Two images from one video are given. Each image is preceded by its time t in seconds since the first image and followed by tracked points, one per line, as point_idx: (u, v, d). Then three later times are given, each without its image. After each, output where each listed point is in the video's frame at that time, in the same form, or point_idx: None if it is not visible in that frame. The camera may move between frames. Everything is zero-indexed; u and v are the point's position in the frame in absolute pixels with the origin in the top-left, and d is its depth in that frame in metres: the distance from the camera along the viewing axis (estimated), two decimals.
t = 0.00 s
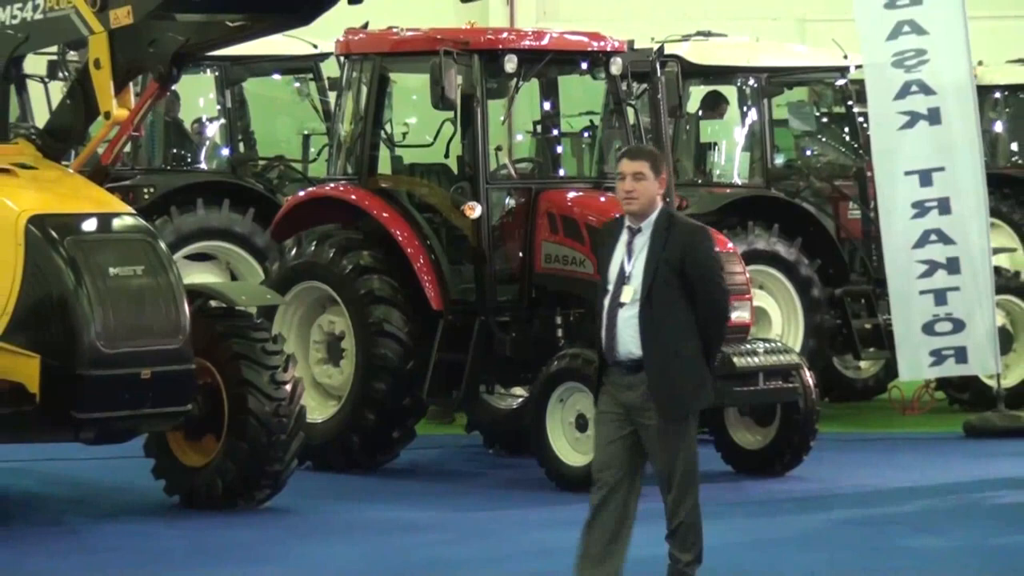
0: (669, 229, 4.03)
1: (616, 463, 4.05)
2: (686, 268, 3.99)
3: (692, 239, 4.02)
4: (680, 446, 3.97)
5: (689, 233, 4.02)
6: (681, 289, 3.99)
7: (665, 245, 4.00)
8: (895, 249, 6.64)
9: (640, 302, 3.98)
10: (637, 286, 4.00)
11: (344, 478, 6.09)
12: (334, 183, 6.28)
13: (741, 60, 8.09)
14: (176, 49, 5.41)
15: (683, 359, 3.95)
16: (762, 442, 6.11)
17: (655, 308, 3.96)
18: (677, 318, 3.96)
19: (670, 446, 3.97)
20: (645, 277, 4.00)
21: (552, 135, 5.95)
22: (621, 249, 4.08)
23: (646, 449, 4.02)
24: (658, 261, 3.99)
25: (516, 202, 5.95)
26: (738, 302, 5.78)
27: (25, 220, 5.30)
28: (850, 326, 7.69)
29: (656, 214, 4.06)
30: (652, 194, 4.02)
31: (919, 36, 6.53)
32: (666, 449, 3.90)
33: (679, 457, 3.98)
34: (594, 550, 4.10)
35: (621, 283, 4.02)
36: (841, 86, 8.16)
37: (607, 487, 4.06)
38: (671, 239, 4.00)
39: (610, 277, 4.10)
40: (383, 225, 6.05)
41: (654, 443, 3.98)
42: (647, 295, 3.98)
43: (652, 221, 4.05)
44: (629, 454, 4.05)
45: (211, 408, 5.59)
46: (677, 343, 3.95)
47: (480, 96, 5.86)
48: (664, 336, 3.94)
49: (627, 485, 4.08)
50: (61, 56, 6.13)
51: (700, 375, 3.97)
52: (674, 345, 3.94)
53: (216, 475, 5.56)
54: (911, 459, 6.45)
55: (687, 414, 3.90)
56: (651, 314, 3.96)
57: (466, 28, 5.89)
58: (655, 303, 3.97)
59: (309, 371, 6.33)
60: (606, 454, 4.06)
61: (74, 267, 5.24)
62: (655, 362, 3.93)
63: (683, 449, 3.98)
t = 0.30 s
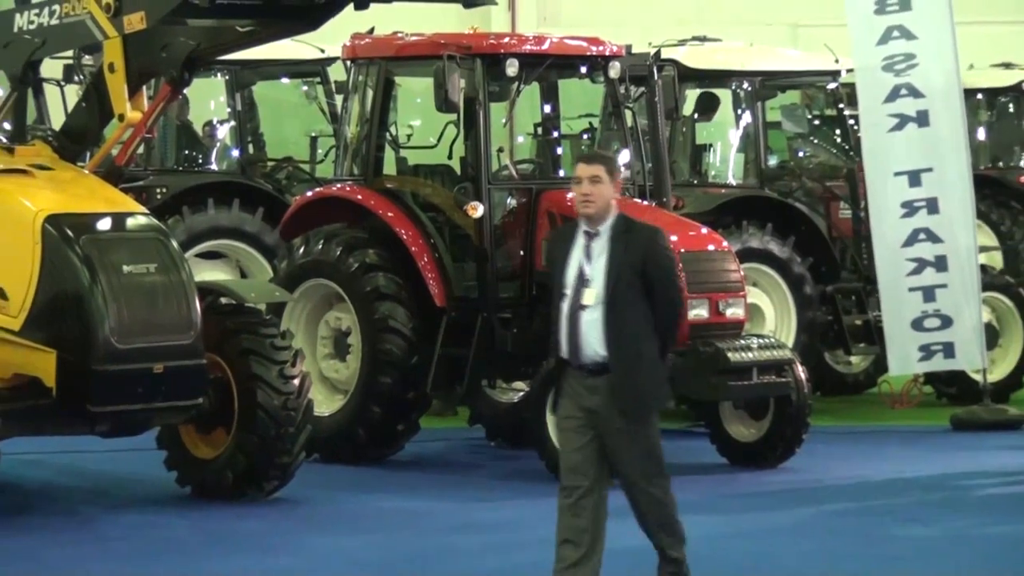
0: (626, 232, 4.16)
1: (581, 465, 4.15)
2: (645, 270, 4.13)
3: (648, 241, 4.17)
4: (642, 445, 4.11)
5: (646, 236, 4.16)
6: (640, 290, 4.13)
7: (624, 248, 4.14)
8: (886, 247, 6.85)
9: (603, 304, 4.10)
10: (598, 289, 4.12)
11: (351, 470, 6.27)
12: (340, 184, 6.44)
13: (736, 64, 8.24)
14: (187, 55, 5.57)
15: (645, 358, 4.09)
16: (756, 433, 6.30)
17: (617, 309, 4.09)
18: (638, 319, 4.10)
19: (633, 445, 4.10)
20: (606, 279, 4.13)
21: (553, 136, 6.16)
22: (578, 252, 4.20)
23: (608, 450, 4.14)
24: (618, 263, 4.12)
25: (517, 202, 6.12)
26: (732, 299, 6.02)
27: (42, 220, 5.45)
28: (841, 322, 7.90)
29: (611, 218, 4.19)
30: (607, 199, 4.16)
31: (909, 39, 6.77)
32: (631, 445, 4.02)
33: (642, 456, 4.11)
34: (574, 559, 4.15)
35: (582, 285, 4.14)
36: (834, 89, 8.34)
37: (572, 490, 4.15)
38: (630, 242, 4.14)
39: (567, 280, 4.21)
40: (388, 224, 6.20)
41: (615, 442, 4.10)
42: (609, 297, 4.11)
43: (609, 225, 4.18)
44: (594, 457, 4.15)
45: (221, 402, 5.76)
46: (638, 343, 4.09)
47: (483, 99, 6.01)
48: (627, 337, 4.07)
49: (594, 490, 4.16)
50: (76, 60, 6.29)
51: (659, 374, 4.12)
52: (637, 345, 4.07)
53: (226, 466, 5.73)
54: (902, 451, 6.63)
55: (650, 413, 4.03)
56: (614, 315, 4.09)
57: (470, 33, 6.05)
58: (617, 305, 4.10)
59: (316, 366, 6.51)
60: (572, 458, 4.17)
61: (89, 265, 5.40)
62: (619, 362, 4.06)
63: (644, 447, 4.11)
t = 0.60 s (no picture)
0: (586, 223, 4.23)
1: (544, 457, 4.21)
2: (604, 260, 4.19)
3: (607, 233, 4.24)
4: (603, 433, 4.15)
5: (605, 227, 4.23)
6: (600, 279, 4.19)
7: (584, 238, 4.20)
8: (875, 244, 7.05)
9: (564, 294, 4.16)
10: (558, 279, 4.18)
11: (356, 460, 6.44)
12: (345, 182, 6.61)
13: (730, 65, 8.45)
14: (197, 57, 5.74)
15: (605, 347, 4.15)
16: (748, 425, 6.48)
17: (577, 298, 4.14)
18: (599, 308, 4.15)
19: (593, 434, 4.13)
20: (565, 269, 4.19)
21: (551, 136, 6.31)
22: (539, 244, 4.26)
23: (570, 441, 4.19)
24: (578, 252, 4.18)
25: (517, 200, 6.26)
26: (726, 294, 6.22)
27: (56, 217, 5.63)
28: (831, 316, 8.08)
29: (571, 209, 4.25)
30: (566, 191, 4.21)
31: (897, 41, 6.96)
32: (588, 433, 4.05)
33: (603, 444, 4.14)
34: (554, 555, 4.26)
35: (542, 276, 4.20)
36: (825, 90, 8.53)
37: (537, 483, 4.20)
38: (590, 232, 4.20)
39: (527, 272, 4.27)
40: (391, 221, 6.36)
41: (575, 431, 4.13)
42: (569, 287, 4.17)
43: (568, 216, 4.24)
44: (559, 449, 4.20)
45: (230, 394, 5.93)
46: (598, 332, 4.14)
47: (483, 100, 6.18)
48: (586, 325, 4.13)
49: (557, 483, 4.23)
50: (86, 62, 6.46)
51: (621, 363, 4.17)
52: (598, 334, 4.12)
53: (234, 457, 5.89)
54: (891, 442, 6.81)
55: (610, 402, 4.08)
56: (574, 304, 4.14)
57: (471, 35, 6.21)
58: (576, 294, 4.16)
59: (322, 360, 6.68)
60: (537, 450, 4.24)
61: (101, 261, 5.56)
62: (580, 351, 4.12)
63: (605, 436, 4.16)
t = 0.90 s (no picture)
0: (551, 232, 4.36)
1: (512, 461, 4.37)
2: (568, 267, 4.32)
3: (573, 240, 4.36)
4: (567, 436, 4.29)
5: (570, 235, 4.36)
6: (564, 287, 4.32)
7: (548, 246, 4.33)
8: (863, 245, 7.22)
9: (526, 302, 4.29)
10: (522, 287, 4.31)
11: (358, 454, 6.63)
12: (347, 184, 6.80)
13: (721, 71, 8.72)
14: (204, 62, 5.90)
15: (568, 353, 4.29)
16: (739, 420, 6.65)
17: (539, 307, 4.28)
18: (561, 315, 4.28)
19: (556, 438, 4.28)
20: (530, 277, 4.32)
21: (548, 139, 6.48)
22: (506, 252, 4.40)
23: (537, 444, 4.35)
24: (542, 261, 4.31)
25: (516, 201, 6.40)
26: (718, 293, 6.40)
27: (68, 219, 5.79)
28: (820, 315, 8.20)
29: (539, 217, 4.38)
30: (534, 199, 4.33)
31: (883, 47, 7.14)
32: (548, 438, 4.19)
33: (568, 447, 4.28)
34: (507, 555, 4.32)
35: (507, 284, 4.33)
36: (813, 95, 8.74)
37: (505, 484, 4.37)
38: (554, 241, 4.33)
39: (495, 279, 4.41)
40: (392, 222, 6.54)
41: (540, 435, 4.28)
42: (532, 294, 4.31)
43: (536, 224, 4.37)
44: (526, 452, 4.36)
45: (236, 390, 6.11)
46: (560, 339, 4.27)
47: (482, 105, 6.37)
48: (548, 332, 4.26)
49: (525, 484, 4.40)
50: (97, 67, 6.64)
51: (584, 367, 4.30)
52: (559, 341, 4.26)
53: (240, 451, 6.07)
54: (878, 437, 7.00)
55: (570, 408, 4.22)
56: (536, 312, 4.28)
57: (470, 41, 6.40)
58: (540, 301, 4.29)
59: (325, 357, 6.86)
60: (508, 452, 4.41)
61: (112, 261, 5.73)
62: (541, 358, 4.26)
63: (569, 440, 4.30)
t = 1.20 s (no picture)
0: (525, 229, 4.43)
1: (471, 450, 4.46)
2: (538, 265, 4.39)
3: (545, 239, 4.43)
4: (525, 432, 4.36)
5: (544, 234, 4.42)
6: (532, 285, 4.39)
7: (519, 244, 4.41)
8: (847, 246, 7.54)
9: (494, 297, 4.40)
10: (491, 282, 4.41)
11: (366, 447, 6.92)
12: (355, 189, 7.09)
13: (711, 82, 8.99)
14: (218, 71, 6.16)
15: (530, 350, 4.36)
16: (728, 413, 6.95)
17: (503, 303, 4.37)
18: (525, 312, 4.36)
19: (516, 434, 4.35)
20: (500, 273, 4.41)
21: (546, 146, 6.79)
22: (481, 248, 4.50)
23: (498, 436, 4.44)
24: (512, 257, 4.39)
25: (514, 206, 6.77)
26: (708, 293, 6.71)
27: (89, 222, 6.06)
28: (805, 314, 8.65)
29: (516, 215, 4.47)
30: (514, 197, 4.44)
31: (866, 58, 7.45)
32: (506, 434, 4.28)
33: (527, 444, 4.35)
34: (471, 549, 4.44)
35: (478, 278, 4.44)
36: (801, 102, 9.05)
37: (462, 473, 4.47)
38: (526, 239, 4.41)
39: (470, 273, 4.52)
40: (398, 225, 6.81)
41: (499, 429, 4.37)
42: (501, 290, 4.40)
43: (511, 222, 4.46)
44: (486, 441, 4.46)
45: (249, 386, 6.40)
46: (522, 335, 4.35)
47: (483, 113, 6.65)
48: (511, 328, 4.35)
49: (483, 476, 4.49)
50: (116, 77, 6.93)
51: (548, 366, 4.36)
52: (522, 338, 4.34)
53: (253, 444, 6.35)
54: (861, 430, 7.30)
55: (528, 405, 4.29)
56: (501, 308, 4.37)
57: (472, 51, 6.67)
58: (506, 297, 4.38)
59: (334, 353, 7.16)
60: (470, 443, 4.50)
61: (130, 262, 6.01)
62: (502, 353, 4.34)
63: (528, 436, 4.38)
